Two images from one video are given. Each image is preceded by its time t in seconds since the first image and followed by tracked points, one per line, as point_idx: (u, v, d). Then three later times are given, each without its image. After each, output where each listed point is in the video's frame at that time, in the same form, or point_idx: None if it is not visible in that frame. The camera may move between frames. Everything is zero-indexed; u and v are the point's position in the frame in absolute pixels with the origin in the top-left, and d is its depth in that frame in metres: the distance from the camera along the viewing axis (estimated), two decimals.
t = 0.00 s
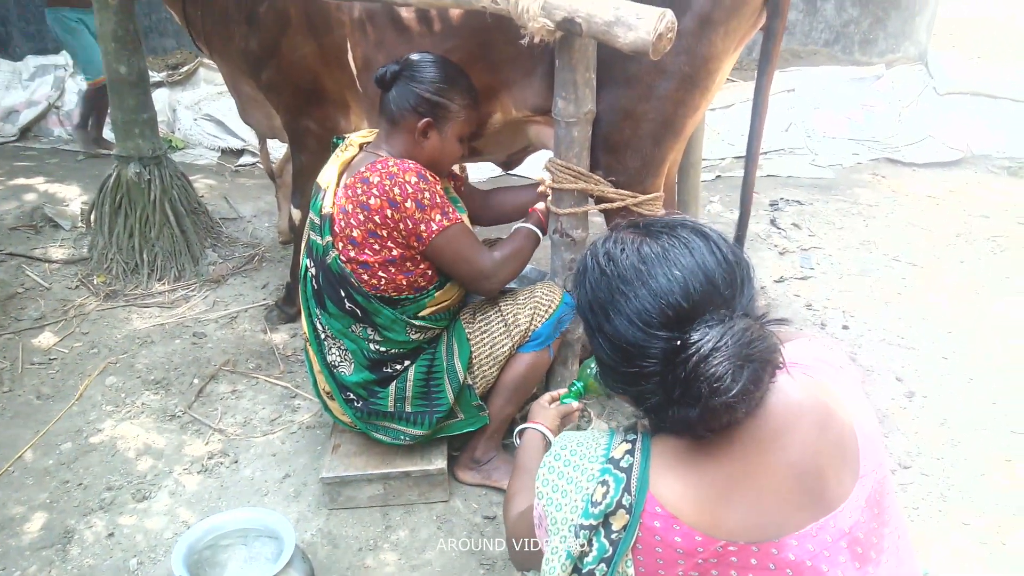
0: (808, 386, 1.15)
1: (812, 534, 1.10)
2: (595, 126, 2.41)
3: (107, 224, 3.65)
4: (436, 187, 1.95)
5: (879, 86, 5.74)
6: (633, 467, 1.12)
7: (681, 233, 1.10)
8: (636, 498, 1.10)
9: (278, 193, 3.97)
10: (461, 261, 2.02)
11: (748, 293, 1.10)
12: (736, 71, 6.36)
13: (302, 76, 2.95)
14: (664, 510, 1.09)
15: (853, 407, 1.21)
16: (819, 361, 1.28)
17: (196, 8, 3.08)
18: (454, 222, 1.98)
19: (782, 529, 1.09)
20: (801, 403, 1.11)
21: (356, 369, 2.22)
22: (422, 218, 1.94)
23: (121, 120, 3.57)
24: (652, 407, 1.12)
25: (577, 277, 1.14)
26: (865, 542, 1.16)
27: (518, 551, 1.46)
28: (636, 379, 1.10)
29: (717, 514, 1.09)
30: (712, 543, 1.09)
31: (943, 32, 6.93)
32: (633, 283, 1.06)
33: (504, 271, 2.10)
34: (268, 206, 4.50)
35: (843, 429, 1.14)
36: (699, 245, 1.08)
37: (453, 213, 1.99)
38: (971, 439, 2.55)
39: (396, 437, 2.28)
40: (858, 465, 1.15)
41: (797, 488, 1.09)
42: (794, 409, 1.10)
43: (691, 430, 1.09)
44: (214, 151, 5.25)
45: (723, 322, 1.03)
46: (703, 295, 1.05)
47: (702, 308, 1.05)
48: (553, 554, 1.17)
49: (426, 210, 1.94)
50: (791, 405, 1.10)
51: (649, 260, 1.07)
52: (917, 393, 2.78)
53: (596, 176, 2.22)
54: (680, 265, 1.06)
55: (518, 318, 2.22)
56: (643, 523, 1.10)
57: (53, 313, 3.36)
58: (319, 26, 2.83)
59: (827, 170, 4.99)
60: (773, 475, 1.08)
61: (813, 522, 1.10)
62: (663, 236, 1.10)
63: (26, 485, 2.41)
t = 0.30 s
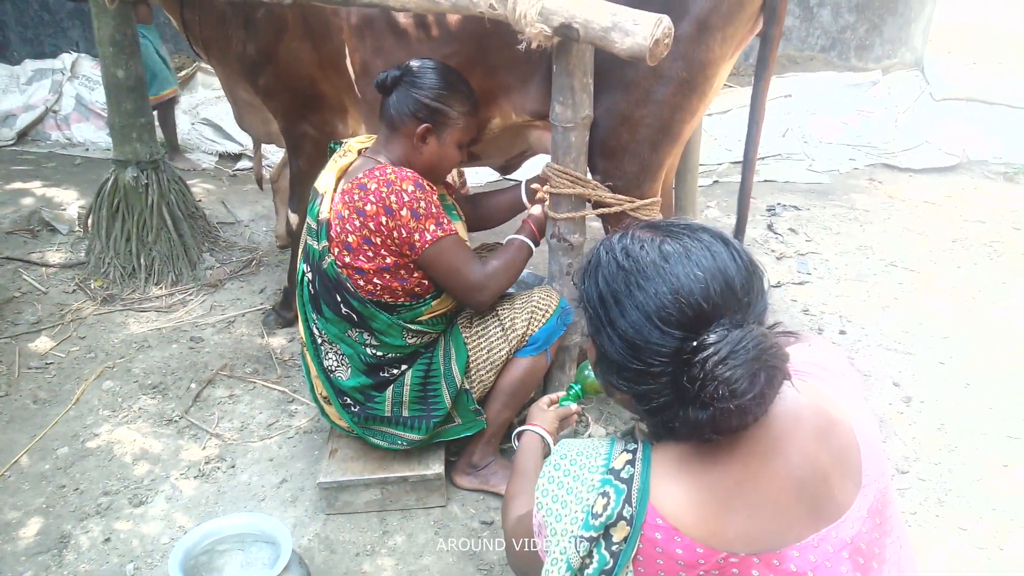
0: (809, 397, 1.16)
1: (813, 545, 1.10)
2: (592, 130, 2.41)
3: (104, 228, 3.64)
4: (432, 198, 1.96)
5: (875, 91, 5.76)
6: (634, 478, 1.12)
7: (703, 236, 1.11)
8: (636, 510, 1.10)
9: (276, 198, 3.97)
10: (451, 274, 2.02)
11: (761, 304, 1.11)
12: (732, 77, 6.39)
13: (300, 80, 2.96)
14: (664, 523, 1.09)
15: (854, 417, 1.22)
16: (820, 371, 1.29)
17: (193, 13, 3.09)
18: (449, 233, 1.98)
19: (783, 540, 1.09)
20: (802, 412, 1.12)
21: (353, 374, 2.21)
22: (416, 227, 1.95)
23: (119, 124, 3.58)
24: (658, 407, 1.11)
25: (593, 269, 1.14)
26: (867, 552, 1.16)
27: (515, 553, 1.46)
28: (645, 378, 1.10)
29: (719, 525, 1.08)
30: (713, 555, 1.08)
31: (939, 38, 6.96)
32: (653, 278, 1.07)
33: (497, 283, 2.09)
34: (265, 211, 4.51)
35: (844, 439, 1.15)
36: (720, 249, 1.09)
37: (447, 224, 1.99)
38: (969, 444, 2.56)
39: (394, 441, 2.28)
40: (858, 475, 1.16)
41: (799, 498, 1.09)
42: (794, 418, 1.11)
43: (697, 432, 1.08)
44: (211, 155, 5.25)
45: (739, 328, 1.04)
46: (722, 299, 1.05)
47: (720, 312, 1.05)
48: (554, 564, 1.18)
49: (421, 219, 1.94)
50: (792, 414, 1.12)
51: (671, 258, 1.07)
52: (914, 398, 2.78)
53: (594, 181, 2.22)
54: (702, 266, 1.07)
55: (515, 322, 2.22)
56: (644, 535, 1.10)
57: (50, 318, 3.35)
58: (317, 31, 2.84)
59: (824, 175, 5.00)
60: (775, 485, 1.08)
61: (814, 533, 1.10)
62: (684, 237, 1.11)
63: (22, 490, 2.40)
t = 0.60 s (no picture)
0: (801, 405, 1.16)
1: (803, 553, 1.12)
2: (582, 134, 2.42)
3: (91, 229, 3.62)
4: (423, 197, 1.97)
5: (864, 98, 5.80)
6: (625, 486, 1.12)
7: (684, 245, 1.11)
8: (627, 517, 1.11)
9: (265, 200, 3.96)
10: (449, 267, 2.03)
11: (745, 313, 1.11)
12: (723, 82, 6.42)
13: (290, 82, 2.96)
14: (655, 531, 1.10)
15: (846, 424, 1.23)
16: (811, 377, 1.30)
17: (183, 15, 3.08)
18: (442, 228, 1.99)
19: (773, 549, 1.10)
20: (795, 420, 1.12)
21: (340, 378, 2.21)
22: (409, 226, 1.95)
23: (108, 125, 3.56)
24: (639, 418, 1.12)
25: (575, 279, 1.15)
26: (858, 559, 1.17)
27: (503, 555, 1.46)
28: (626, 388, 1.11)
29: (710, 534, 1.09)
30: (704, 564, 1.10)
31: (927, 46, 7.02)
32: (630, 291, 1.07)
33: (495, 270, 2.10)
34: (255, 213, 4.49)
35: (836, 447, 1.15)
36: (699, 258, 1.09)
37: (440, 220, 2.00)
38: (955, 448, 2.58)
39: (382, 445, 2.27)
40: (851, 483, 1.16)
41: (790, 507, 1.10)
42: (787, 426, 1.11)
43: (677, 444, 1.09)
44: (201, 157, 5.24)
45: (717, 339, 1.04)
46: (700, 310, 1.05)
47: (697, 323, 1.05)
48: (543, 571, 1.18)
49: (413, 218, 1.95)
50: (784, 423, 1.11)
51: (648, 269, 1.07)
52: (901, 402, 2.80)
53: (583, 185, 2.23)
54: (679, 277, 1.07)
55: (504, 325, 2.23)
56: (634, 543, 1.11)
57: (36, 319, 3.33)
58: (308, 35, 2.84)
59: (813, 181, 5.03)
60: (766, 495, 1.09)
61: (804, 541, 1.12)
62: (665, 246, 1.10)
63: (5, 493, 2.38)
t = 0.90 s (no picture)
0: (796, 408, 1.16)
1: (796, 556, 1.12)
2: (578, 136, 2.42)
3: (86, 231, 3.61)
4: (420, 195, 1.97)
5: (859, 100, 5.82)
6: (618, 489, 1.12)
7: (681, 248, 1.10)
8: (620, 521, 1.10)
9: (261, 201, 3.95)
10: (450, 263, 2.04)
11: (742, 317, 1.10)
12: (718, 84, 6.43)
13: (285, 83, 2.96)
14: (648, 535, 1.09)
15: (840, 427, 1.23)
16: (805, 379, 1.30)
17: (178, 16, 3.07)
18: (439, 225, 2.00)
19: (766, 552, 1.10)
20: (790, 423, 1.13)
21: (336, 380, 2.20)
22: (407, 225, 1.95)
23: (102, 126, 3.55)
24: (635, 422, 1.12)
25: (573, 280, 1.15)
26: (850, 561, 1.17)
27: (497, 556, 1.46)
28: (622, 392, 1.11)
29: (703, 538, 1.09)
30: (697, 567, 1.09)
31: (922, 48, 7.04)
32: (627, 294, 1.07)
33: (495, 268, 2.13)
34: (250, 214, 4.49)
35: (831, 450, 1.15)
36: (697, 262, 1.08)
37: (438, 217, 2.00)
38: (948, 449, 2.58)
39: (377, 447, 2.26)
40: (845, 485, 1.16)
41: (784, 510, 1.10)
42: (782, 428, 1.12)
43: (671, 450, 1.09)
44: (196, 158, 5.23)
45: (713, 344, 1.04)
46: (697, 315, 1.05)
47: (694, 328, 1.05)
48: None
49: (411, 217, 1.95)
50: (779, 425, 1.12)
51: (646, 273, 1.07)
52: (896, 404, 2.81)
53: (578, 187, 2.23)
54: (677, 281, 1.06)
55: (499, 326, 2.23)
56: (627, 547, 1.10)
57: (30, 321, 3.32)
58: (303, 36, 2.84)
59: (808, 183, 5.04)
60: (759, 498, 1.09)
61: (797, 544, 1.12)
62: (663, 249, 1.10)
63: None
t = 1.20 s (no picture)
0: (794, 406, 1.17)
1: (793, 552, 1.11)
2: (579, 133, 2.42)
3: (88, 229, 3.62)
4: (420, 195, 1.96)
5: (862, 96, 5.80)
6: (615, 487, 1.12)
7: (687, 248, 1.09)
8: (618, 519, 1.10)
9: (262, 199, 3.95)
10: (443, 266, 2.03)
11: (742, 324, 1.10)
12: (721, 80, 6.42)
13: (286, 81, 2.95)
14: (646, 531, 1.09)
15: (839, 424, 1.23)
16: (801, 376, 1.30)
17: (179, 15, 3.07)
18: (438, 228, 1.98)
19: (763, 548, 1.10)
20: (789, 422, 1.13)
21: (337, 377, 2.21)
22: (405, 225, 1.94)
23: (104, 125, 3.55)
24: (627, 419, 1.13)
25: (578, 272, 1.15)
26: (848, 557, 1.17)
27: (496, 555, 1.46)
28: (616, 389, 1.11)
29: (699, 534, 1.09)
30: (694, 563, 1.09)
31: (926, 44, 7.01)
32: (628, 292, 1.07)
33: (488, 276, 2.11)
34: (252, 212, 4.49)
35: (827, 447, 1.15)
36: (701, 264, 1.08)
37: (437, 219, 1.99)
38: (950, 446, 2.58)
39: (379, 445, 2.26)
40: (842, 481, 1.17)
41: (780, 506, 1.10)
42: (778, 426, 1.12)
43: (659, 451, 1.10)
44: (198, 156, 5.23)
45: (708, 349, 1.04)
46: (695, 318, 1.05)
47: (691, 331, 1.05)
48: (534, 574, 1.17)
49: (410, 217, 1.94)
50: (776, 424, 1.12)
51: (649, 271, 1.07)
52: (898, 401, 2.80)
53: (579, 184, 2.22)
54: (679, 282, 1.06)
55: (501, 324, 2.22)
56: (625, 544, 1.10)
57: (33, 319, 3.32)
58: (304, 34, 2.83)
59: (811, 179, 5.03)
60: (756, 494, 1.09)
61: (794, 540, 1.12)
62: (668, 248, 1.09)
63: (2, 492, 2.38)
